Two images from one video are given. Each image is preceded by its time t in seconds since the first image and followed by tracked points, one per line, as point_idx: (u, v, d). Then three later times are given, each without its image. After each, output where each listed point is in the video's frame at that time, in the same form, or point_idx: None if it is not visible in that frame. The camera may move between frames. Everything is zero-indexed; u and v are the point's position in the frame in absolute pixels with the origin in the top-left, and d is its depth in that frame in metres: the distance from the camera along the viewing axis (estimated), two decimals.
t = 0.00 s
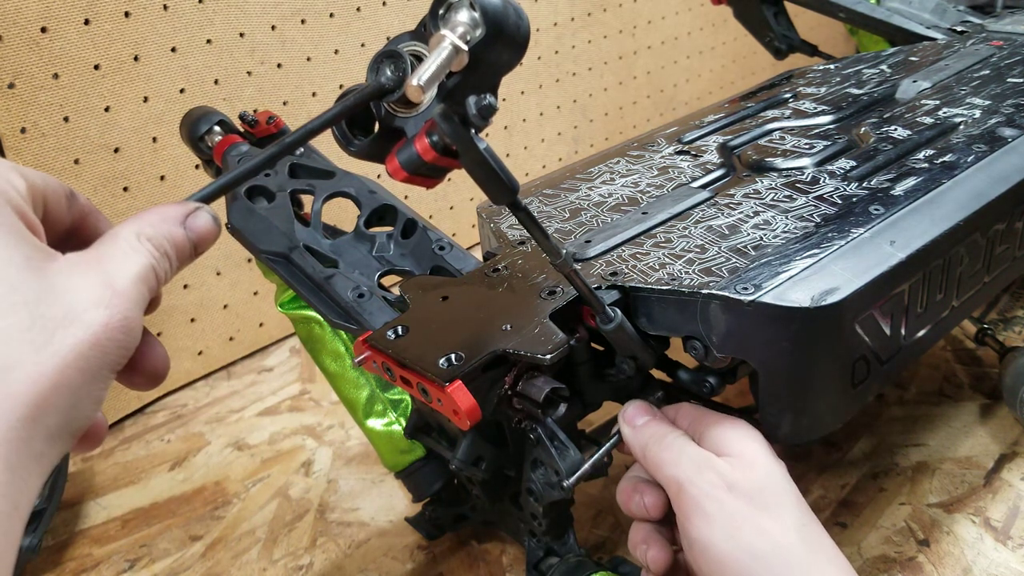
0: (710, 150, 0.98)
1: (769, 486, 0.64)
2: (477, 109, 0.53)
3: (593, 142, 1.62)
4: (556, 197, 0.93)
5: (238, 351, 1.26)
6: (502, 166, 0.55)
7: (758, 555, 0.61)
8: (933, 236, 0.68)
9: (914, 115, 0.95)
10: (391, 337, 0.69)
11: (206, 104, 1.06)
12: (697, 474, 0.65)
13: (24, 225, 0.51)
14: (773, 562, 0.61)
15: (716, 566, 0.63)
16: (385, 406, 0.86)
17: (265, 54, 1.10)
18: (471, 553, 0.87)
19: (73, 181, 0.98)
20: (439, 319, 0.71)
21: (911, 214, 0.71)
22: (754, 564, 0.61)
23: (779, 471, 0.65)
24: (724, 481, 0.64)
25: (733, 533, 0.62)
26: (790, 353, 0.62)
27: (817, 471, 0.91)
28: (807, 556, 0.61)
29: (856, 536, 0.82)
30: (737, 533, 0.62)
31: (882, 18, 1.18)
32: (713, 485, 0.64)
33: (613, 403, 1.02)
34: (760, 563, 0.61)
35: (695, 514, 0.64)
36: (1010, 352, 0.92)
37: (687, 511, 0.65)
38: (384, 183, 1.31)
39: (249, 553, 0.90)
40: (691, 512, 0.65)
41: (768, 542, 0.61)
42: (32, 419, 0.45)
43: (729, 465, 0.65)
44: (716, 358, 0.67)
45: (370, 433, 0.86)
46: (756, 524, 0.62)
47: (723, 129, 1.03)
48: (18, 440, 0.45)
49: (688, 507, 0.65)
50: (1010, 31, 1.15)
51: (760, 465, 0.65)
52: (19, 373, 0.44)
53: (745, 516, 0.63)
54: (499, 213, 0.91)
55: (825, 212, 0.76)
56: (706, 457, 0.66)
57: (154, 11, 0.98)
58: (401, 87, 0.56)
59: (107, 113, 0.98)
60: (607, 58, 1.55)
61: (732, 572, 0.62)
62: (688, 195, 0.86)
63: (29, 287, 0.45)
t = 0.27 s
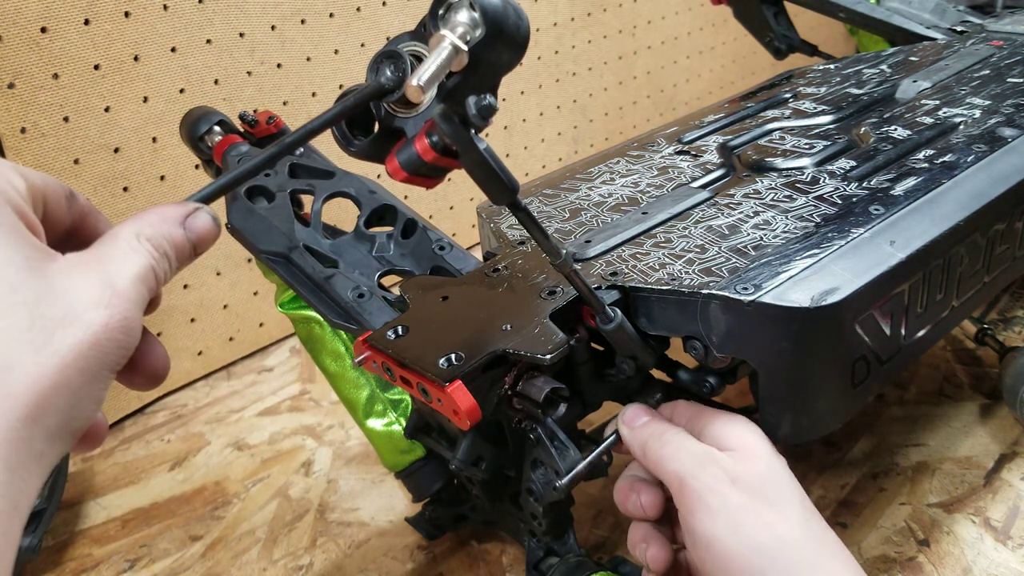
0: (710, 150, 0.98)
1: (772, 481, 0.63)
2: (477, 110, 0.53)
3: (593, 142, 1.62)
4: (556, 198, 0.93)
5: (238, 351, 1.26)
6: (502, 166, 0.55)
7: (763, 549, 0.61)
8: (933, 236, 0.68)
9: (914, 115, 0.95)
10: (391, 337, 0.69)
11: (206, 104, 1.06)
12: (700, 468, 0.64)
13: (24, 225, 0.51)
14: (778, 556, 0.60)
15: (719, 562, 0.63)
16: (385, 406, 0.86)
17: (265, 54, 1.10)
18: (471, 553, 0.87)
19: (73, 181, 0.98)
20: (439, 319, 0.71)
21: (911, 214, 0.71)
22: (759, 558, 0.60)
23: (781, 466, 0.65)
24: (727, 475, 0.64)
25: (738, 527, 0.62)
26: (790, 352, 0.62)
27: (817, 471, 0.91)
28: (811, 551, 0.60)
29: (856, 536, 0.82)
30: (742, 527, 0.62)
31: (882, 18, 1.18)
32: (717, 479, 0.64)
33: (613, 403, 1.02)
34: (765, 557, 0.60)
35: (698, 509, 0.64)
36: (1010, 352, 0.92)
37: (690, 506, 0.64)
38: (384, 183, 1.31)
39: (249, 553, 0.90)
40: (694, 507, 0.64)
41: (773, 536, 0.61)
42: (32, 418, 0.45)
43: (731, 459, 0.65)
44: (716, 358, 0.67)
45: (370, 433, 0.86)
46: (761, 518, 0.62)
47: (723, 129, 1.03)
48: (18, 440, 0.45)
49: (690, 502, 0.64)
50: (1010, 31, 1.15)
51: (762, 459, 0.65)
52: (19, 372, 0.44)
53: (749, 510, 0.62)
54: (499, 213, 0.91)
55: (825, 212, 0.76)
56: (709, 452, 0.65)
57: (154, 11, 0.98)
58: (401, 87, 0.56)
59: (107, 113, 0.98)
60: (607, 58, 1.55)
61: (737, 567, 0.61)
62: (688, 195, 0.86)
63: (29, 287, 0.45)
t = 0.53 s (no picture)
0: (710, 150, 0.98)
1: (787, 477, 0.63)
2: (477, 109, 0.53)
3: (593, 142, 1.62)
4: (556, 198, 0.93)
5: (238, 351, 1.26)
6: (502, 166, 0.55)
7: (776, 544, 0.61)
8: (933, 236, 0.68)
9: (914, 115, 0.95)
10: (391, 337, 0.69)
11: (206, 104, 1.06)
12: (714, 462, 0.64)
13: (24, 224, 0.51)
14: (791, 551, 0.60)
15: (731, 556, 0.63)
16: (385, 406, 0.86)
17: (265, 54, 1.10)
18: (471, 553, 0.87)
19: (73, 181, 0.98)
20: (439, 319, 0.71)
21: (911, 214, 0.71)
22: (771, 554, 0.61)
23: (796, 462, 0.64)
24: (742, 470, 0.64)
25: (751, 522, 0.62)
26: (789, 352, 0.62)
27: (818, 471, 0.91)
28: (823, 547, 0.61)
29: (856, 536, 0.82)
30: (756, 522, 0.62)
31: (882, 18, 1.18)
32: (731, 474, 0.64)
33: (613, 403, 1.02)
34: (779, 554, 0.60)
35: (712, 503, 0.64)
36: (1010, 352, 0.92)
37: (704, 500, 0.65)
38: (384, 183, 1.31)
39: (249, 553, 0.90)
40: (708, 501, 0.64)
41: (787, 532, 0.61)
42: (33, 419, 0.45)
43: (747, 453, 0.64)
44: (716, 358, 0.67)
45: (370, 433, 0.86)
46: (774, 513, 0.62)
47: (722, 129, 1.03)
48: (17, 440, 0.45)
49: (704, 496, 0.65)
50: (1010, 31, 1.15)
51: (778, 454, 0.64)
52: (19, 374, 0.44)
53: (763, 506, 0.62)
54: (499, 213, 0.91)
55: (825, 212, 0.76)
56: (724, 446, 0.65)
57: (154, 11, 0.98)
58: (401, 87, 0.56)
59: (107, 113, 0.98)
60: (607, 58, 1.55)
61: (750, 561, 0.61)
62: (688, 195, 0.86)
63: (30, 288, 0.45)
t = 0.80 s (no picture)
0: (710, 150, 0.98)
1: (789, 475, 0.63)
2: (477, 109, 0.53)
3: (593, 142, 1.62)
4: (556, 197, 0.93)
5: (238, 351, 1.26)
6: (502, 166, 0.55)
7: (775, 542, 0.61)
8: (933, 236, 0.68)
9: (914, 115, 0.95)
10: (391, 337, 0.69)
11: (206, 104, 1.06)
12: (716, 458, 0.65)
13: (25, 224, 0.51)
14: (790, 549, 0.60)
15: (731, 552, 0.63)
16: (385, 406, 0.86)
17: (265, 54, 1.10)
18: (472, 553, 0.87)
19: (73, 181, 0.98)
20: (439, 319, 0.71)
21: (911, 214, 0.71)
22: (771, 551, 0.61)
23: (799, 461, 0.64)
24: (744, 466, 0.64)
25: (752, 519, 0.62)
26: (790, 352, 0.62)
27: (818, 470, 0.91)
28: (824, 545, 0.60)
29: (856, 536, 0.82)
30: (756, 518, 0.62)
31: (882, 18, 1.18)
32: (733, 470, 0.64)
33: (613, 403, 1.02)
34: (779, 551, 0.60)
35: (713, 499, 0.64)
36: (1010, 352, 0.92)
37: (706, 495, 0.65)
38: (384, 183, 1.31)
39: (249, 553, 0.90)
40: (710, 496, 0.64)
41: (786, 529, 0.61)
42: (33, 419, 0.45)
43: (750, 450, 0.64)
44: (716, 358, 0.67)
45: (370, 433, 0.86)
46: (775, 510, 0.62)
47: (723, 129, 1.03)
48: (17, 440, 0.45)
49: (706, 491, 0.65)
50: (1010, 31, 1.15)
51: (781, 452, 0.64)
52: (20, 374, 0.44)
53: (764, 503, 0.62)
54: (499, 213, 0.91)
55: (825, 212, 0.76)
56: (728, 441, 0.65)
57: (154, 11, 0.98)
58: (401, 87, 0.56)
59: (106, 113, 0.98)
60: (607, 58, 1.55)
61: (750, 558, 0.61)
62: (688, 195, 0.86)
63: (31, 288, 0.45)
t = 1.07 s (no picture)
0: (710, 150, 0.98)
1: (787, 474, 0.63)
2: (477, 109, 0.53)
3: (593, 142, 1.62)
4: (556, 197, 0.93)
5: (238, 351, 1.26)
6: (501, 166, 0.55)
7: (775, 539, 0.61)
8: (933, 236, 0.68)
9: (914, 115, 0.95)
10: (391, 337, 0.69)
11: (206, 105, 1.06)
12: (715, 456, 0.64)
13: (26, 225, 0.51)
14: (791, 546, 0.60)
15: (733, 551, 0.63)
16: (385, 406, 0.86)
17: (265, 54, 1.10)
18: (471, 553, 0.87)
19: (73, 181, 0.98)
20: (439, 319, 0.71)
21: (911, 214, 0.71)
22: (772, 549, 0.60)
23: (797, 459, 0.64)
24: (743, 465, 0.64)
25: (752, 517, 0.62)
26: (790, 352, 0.62)
27: (818, 470, 0.91)
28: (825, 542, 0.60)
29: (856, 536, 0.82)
30: (756, 516, 0.62)
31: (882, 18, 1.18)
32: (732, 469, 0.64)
33: (613, 403, 1.02)
34: (780, 549, 0.60)
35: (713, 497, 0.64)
36: (1010, 352, 0.92)
37: (705, 493, 0.65)
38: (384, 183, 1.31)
39: (249, 553, 0.90)
40: (709, 495, 0.64)
41: (786, 527, 0.61)
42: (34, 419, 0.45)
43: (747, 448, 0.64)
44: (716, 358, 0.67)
45: (370, 433, 0.86)
46: (774, 508, 0.62)
47: (722, 129, 1.03)
48: (18, 440, 0.45)
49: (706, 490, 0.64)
50: (1010, 31, 1.15)
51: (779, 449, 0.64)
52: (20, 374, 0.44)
53: (764, 501, 0.62)
54: (499, 213, 0.91)
55: (825, 212, 0.76)
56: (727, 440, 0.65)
57: (154, 11, 0.98)
58: (401, 87, 0.56)
59: (106, 113, 0.98)
60: (607, 58, 1.55)
61: (750, 556, 0.61)
62: (688, 195, 0.86)
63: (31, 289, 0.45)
